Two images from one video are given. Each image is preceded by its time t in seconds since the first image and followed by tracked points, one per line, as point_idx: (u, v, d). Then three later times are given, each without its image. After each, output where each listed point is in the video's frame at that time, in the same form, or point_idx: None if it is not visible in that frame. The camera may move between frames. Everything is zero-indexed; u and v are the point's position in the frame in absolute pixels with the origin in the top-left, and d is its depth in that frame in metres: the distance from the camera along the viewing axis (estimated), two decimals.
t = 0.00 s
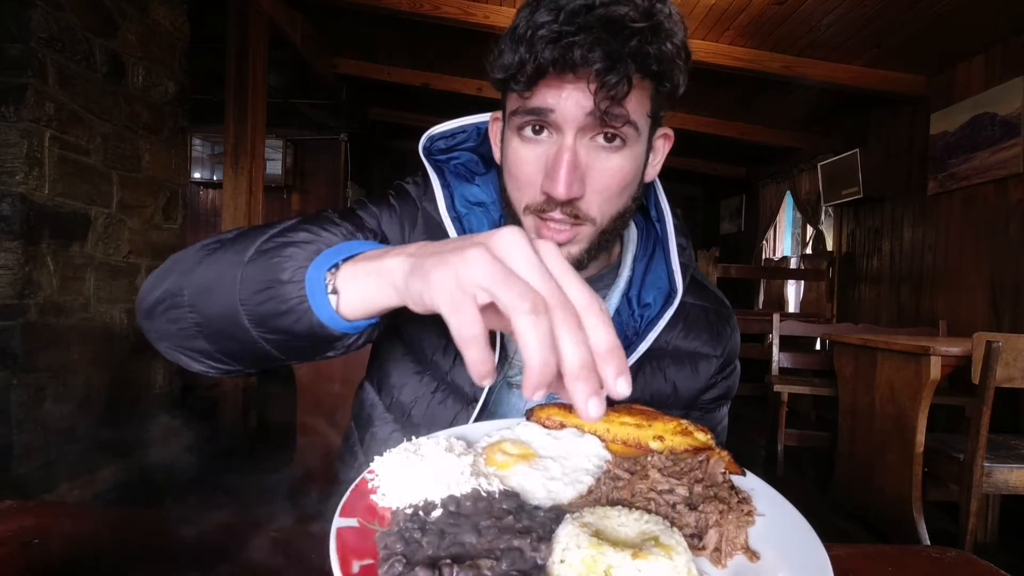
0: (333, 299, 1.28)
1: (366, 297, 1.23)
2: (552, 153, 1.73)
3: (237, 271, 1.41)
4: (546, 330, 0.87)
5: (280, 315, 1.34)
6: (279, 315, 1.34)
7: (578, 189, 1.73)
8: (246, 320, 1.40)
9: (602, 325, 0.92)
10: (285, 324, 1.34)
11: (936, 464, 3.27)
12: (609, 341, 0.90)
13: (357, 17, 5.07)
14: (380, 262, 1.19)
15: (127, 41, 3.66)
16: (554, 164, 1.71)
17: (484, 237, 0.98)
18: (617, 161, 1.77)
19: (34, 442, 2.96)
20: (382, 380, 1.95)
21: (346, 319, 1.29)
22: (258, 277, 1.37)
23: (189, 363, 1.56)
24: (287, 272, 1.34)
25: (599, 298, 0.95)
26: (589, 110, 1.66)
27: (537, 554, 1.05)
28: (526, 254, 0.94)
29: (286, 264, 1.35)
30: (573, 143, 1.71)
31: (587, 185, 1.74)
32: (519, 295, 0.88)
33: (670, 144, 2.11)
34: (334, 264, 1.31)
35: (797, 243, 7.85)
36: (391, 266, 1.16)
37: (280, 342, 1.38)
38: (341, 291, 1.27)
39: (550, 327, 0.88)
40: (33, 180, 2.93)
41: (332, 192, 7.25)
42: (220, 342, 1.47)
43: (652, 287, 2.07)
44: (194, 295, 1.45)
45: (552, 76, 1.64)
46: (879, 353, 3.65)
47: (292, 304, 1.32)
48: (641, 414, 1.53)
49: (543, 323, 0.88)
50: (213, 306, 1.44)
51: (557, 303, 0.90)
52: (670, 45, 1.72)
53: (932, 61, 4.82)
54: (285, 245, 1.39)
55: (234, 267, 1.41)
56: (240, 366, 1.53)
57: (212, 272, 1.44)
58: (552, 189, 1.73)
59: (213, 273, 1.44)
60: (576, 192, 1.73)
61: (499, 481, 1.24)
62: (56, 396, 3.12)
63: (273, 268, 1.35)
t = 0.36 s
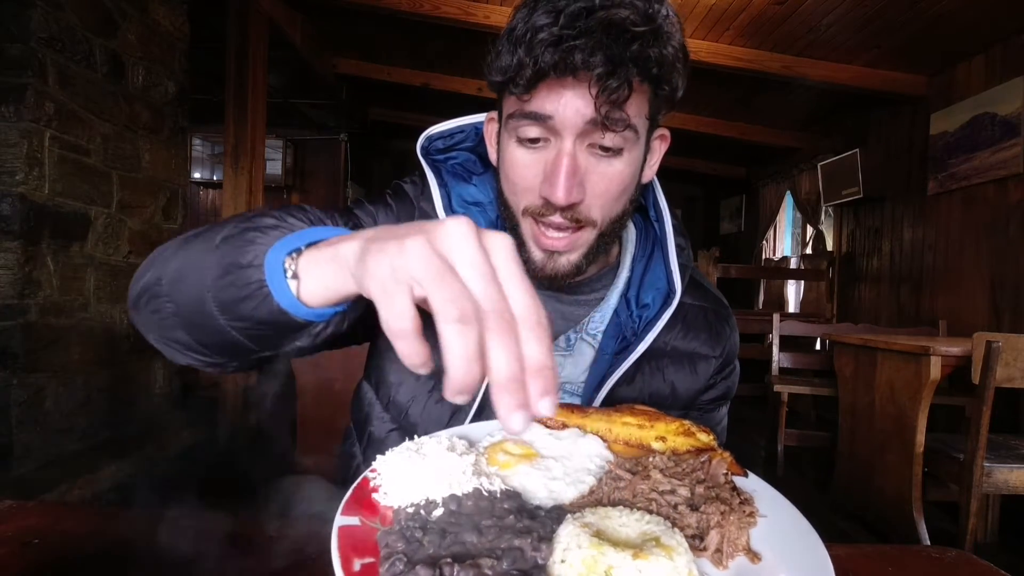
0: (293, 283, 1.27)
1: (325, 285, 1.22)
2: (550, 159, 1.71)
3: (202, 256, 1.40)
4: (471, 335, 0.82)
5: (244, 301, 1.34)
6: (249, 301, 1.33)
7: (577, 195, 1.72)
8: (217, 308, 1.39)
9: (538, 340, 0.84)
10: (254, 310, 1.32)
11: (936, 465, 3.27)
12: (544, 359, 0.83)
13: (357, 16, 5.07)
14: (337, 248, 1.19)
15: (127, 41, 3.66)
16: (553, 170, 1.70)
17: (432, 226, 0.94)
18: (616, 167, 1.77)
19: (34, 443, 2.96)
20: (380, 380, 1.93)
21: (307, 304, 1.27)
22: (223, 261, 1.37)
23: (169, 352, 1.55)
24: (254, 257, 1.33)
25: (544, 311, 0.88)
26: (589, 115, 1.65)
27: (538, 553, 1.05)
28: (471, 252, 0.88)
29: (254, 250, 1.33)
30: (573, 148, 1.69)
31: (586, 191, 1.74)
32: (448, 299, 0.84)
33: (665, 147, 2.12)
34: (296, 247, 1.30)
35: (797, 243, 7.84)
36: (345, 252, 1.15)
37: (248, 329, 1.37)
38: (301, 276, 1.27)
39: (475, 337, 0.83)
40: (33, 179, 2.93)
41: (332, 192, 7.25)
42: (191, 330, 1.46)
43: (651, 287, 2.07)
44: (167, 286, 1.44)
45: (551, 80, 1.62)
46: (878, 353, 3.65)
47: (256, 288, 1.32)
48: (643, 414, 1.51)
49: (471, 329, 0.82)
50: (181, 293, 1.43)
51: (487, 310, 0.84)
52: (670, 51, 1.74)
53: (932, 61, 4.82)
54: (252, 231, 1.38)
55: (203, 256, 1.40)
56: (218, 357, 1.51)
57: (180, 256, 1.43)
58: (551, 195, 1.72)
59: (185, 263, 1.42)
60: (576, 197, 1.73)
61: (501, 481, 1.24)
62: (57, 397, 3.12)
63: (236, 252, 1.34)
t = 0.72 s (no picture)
0: (251, 279, 1.33)
1: (279, 283, 1.28)
2: (555, 166, 1.72)
3: (171, 249, 1.46)
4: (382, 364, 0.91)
5: (208, 294, 1.39)
6: (213, 293, 1.38)
7: (582, 202, 1.73)
8: (185, 298, 1.44)
9: (450, 368, 0.93)
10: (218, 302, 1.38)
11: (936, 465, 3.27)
12: (452, 387, 0.93)
13: (357, 16, 5.07)
14: (290, 246, 1.24)
15: (127, 41, 3.66)
16: (559, 178, 1.70)
17: (368, 243, 0.95)
18: (621, 175, 1.77)
19: (33, 443, 2.96)
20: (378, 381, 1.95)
21: (264, 300, 1.33)
22: (190, 254, 1.42)
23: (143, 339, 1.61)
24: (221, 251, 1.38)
25: (461, 338, 0.94)
26: (596, 124, 1.65)
27: (539, 553, 1.05)
28: (401, 280, 0.92)
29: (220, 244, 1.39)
30: (579, 158, 1.69)
31: (591, 199, 1.75)
32: (368, 329, 0.90)
33: (670, 151, 2.09)
34: (257, 244, 1.35)
35: (797, 243, 7.84)
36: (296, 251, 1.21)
37: (212, 321, 1.43)
38: (260, 272, 1.32)
39: (387, 365, 0.91)
40: (33, 179, 2.93)
41: (332, 192, 7.26)
42: (161, 319, 1.51)
43: (653, 289, 2.07)
44: (142, 273, 1.50)
45: (559, 88, 1.62)
46: (878, 353, 3.65)
47: (219, 281, 1.38)
48: (645, 414, 1.52)
49: (384, 358, 0.91)
50: (151, 284, 1.48)
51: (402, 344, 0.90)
52: (681, 61, 1.74)
53: (932, 61, 4.82)
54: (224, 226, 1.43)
55: (176, 247, 1.45)
56: (186, 345, 1.55)
57: (151, 247, 1.48)
58: (556, 202, 1.73)
59: (159, 252, 1.47)
60: (580, 205, 1.74)
61: (502, 480, 1.24)
62: (56, 397, 3.12)
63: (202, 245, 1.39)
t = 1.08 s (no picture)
0: (262, 283, 1.36)
1: (290, 286, 1.31)
2: (554, 170, 1.73)
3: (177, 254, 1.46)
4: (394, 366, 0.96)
5: (217, 298, 1.41)
6: (224, 298, 1.40)
7: (581, 207, 1.75)
8: (192, 303, 1.45)
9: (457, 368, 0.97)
10: (229, 307, 1.40)
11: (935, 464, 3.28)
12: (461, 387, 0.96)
13: (357, 17, 5.07)
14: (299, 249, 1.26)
15: (127, 41, 3.66)
16: (558, 183, 1.72)
17: (377, 252, 1.03)
18: (620, 179, 1.78)
19: (33, 443, 2.96)
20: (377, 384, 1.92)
21: (274, 303, 1.36)
22: (196, 259, 1.43)
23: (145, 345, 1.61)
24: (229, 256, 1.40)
25: (467, 338, 0.99)
26: (594, 130, 1.65)
27: (539, 553, 1.05)
28: (408, 285, 0.98)
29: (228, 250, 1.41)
30: (577, 164, 1.71)
31: (590, 203, 1.76)
32: (377, 334, 0.95)
33: (670, 150, 2.09)
34: (265, 248, 1.37)
35: (797, 243, 7.84)
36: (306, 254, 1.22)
37: (220, 324, 1.45)
38: (270, 275, 1.34)
39: (398, 367, 0.96)
40: (33, 179, 2.93)
41: (332, 192, 7.26)
42: (166, 324, 1.52)
43: (652, 290, 2.07)
44: (147, 280, 1.49)
45: (556, 97, 1.62)
46: (878, 353, 3.64)
47: (228, 285, 1.39)
48: (646, 415, 1.52)
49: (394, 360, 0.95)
50: (156, 289, 1.49)
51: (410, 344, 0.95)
52: (679, 67, 1.71)
53: (932, 61, 4.82)
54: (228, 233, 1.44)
55: (181, 254, 1.45)
56: (193, 350, 1.55)
57: (156, 252, 1.48)
58: (555, 207, 1.75)
59: (163, 259, 1.47)
60: (580, 209, 1.75)
61: (502, 480, 1.24)
62: (57, 397, 3.12)
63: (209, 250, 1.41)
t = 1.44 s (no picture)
0: (264, 295, 1.34)
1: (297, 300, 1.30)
2: (565, 163, 1.71)
3: (173, 270, 1.45)
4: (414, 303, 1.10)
5: (218, 310, 1.40)
6: (223, 309, 1.39)
7: (593, 200, 1.72)
8: (194, 314, 1.44)
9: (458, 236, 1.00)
10: (229, 317, 1.39)
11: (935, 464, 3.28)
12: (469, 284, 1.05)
13: (357, 16, 5.07)
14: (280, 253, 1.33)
15: (127, 41, 3.66)
16: (569, 174, 1.70)
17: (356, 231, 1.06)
18: (631, 172, 1.76)
19: (34, 443, 2.96)
20: (376, 387, 1.91)
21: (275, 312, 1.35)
22: (195, 272, 1.42)
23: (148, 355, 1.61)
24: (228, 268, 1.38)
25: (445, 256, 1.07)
26: (609, 121, 1.65)
27: (540, 552, 1.06)
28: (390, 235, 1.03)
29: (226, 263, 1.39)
30: (589, 156, 1.69)
31: (601, 196, 1.74)
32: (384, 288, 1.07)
33: (674, 148, 2.10)
34: (263, 260, 1.35)
35: (797, 243, 7.84)
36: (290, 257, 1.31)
37: (222, 336, 1.44)
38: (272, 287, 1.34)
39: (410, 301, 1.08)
40: (33, 180, 2.92)
41: (332, 191, 7.26)
42: (168, 338, 1.52)
43: (652, 290, 2.07)
44: (147, 292, 1.47)
45: (573, 85, 1.62)
46: (878, 353, 3.64)
47: (228, 298, 1.38)
48: (650, 414, 1.52)
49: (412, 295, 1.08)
50: (156, 305, 1.48)
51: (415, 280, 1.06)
52: (692, 59, 1.75)
53: (932, 61, 4.83)
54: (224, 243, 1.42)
55: (179, 267, 1.43)
56: (198, 357, 1.55)
57: (151, 267, 1.47)
58: (566, 200, 1.72)
59: (162, 271, 1.45)
60: (591, 202, 1.73)
61: (505, 479, 1.25)
62: (56, 397, 3.11)
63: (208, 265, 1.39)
